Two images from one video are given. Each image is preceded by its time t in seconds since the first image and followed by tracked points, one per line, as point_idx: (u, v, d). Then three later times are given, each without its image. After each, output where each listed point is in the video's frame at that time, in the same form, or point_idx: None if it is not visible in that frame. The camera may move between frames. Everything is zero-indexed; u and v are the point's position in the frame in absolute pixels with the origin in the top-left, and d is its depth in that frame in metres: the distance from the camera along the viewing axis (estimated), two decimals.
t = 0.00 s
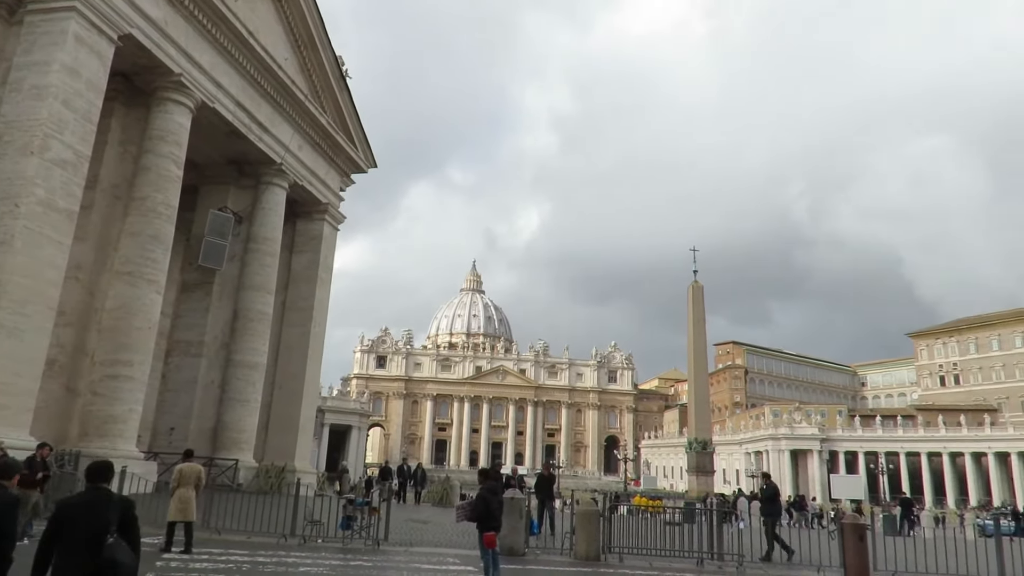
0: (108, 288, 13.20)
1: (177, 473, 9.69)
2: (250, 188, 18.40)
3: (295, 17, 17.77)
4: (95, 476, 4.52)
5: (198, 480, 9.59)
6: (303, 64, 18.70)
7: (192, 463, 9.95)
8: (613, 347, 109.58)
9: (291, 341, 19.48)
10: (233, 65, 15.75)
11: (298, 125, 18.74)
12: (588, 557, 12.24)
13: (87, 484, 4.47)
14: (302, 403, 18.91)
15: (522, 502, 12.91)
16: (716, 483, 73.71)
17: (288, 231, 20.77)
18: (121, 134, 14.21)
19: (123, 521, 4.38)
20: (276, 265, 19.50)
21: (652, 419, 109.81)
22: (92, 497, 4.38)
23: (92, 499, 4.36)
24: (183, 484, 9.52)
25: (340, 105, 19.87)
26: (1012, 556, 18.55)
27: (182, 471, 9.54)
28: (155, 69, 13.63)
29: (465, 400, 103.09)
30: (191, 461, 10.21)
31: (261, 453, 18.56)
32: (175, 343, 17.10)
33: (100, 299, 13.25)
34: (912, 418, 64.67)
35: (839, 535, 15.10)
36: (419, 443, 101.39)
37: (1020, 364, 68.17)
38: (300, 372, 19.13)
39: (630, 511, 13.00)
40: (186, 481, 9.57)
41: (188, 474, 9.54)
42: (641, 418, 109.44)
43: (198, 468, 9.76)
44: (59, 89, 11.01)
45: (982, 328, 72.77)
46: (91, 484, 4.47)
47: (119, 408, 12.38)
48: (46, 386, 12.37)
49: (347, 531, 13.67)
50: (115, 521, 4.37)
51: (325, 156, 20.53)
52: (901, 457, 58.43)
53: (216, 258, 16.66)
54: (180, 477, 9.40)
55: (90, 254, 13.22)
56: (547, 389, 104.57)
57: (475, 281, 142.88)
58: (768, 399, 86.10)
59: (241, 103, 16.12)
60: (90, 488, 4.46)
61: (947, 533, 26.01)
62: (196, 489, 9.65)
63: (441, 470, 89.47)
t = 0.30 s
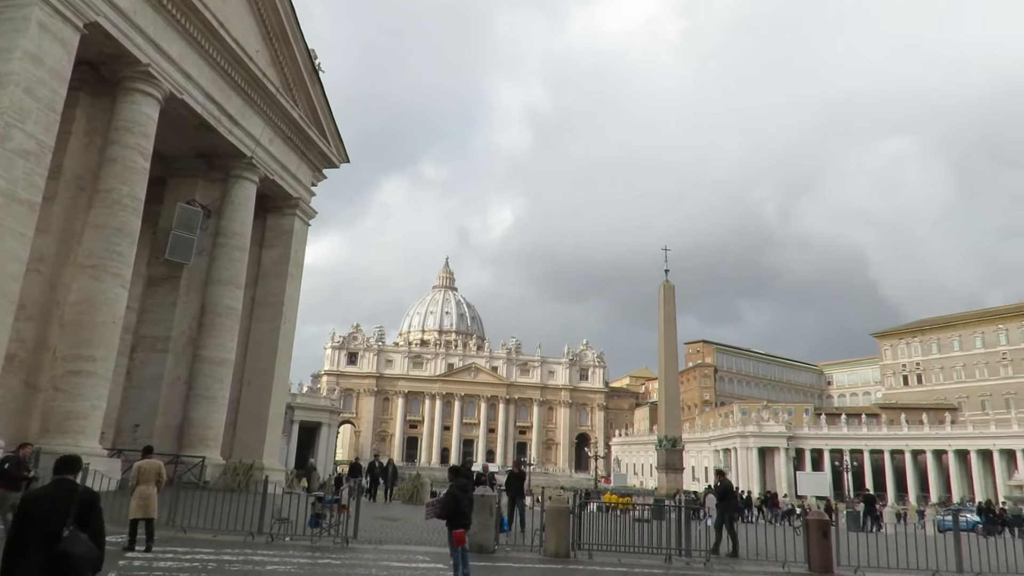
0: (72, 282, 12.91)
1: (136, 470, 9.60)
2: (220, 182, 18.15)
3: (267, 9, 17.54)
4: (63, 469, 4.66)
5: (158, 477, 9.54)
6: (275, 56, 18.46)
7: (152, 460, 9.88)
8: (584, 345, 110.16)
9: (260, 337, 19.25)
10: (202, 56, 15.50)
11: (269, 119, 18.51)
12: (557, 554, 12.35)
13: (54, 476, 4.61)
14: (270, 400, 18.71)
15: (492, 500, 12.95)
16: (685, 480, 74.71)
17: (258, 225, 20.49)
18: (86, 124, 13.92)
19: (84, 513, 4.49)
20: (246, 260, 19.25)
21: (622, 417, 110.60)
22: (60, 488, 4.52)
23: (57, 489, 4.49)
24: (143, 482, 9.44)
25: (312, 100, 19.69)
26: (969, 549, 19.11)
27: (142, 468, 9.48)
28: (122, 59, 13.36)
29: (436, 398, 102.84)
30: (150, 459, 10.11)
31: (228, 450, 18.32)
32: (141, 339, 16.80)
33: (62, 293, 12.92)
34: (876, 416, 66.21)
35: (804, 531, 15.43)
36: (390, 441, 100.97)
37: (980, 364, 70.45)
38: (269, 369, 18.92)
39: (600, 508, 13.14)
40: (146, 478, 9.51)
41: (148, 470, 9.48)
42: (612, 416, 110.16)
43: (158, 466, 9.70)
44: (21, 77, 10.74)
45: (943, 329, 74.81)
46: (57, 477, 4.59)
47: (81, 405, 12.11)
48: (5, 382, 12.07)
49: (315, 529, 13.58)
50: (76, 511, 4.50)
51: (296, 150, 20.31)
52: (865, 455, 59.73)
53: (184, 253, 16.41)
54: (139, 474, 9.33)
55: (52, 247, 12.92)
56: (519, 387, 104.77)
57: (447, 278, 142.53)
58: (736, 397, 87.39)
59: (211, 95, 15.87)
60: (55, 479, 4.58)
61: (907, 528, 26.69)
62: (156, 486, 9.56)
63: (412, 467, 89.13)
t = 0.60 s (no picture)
0: (34, 276, 12.61)
1: (101, 467, 9.50)
2: (189, 175, 17.88)
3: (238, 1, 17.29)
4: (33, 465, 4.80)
5: (121, 474, 9.43)
6: (246, 49, 18.20)
7: (115, 457, 9.76)
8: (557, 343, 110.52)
9: (230, 333, 19.02)
10: (172, 47, 15.25)
11: (240, 112, 18.26)
12: (527, 551, 12.43)
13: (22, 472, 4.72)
14: (239, 397, 18.48)
15: (462, 497, 12.98)
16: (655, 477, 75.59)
17: (228, 220, 20.22)
18: (50, 115, 13.65)
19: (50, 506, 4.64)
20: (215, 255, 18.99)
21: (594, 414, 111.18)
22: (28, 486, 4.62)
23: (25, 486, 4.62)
24: (106, 479, 9.33)
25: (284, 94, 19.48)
26: (931, 545, 19.61)
27: (105, 465, 9.39)
28: (88, 48, 13.07)
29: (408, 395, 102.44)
30: (115, 456, 10.01)
31: (196, 448, 18.06)
32: (106, 335, 16.52)
33: (24, 288, 12.61)
34: (841, 413, 67.63)
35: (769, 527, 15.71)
36: (361, 438, 100.39)
37: (942, 362, 72.43)
38: (239, 365, 18.69)
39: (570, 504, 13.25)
40: (109, 476, 9.40)
41: (111, 467, 9.39)
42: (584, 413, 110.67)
43: (121, 462, 9.61)
44: None
45: (907, 328, 76.63)
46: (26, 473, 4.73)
47: (43, 402, 11.84)
48: None
49: (284, 527, 13.46)
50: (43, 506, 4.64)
51: (268, 145, 20.08)
52: (831, 451, 60.92)
53: (151, 247, 16.14)
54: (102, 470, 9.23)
55: (13, 239, 12.62)
56: (491, 383, 104.72)
57: (420, 275, 141.94)
58: (706, 395, 88.56)
59: (180, 87, 15.61)
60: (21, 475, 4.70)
61: (871, 523, 27.31)
62: (120, 484, 9.44)
63: (382, 465, 88.62)
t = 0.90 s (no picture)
0: None
1: (64, 464, 9.32)
2: (153, 166, 17.53)
3: None
4: None
5: (84, 472, 9.23)
6: (214, 39, 17.89)
7: (78, 455, 9.58)
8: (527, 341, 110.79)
9: (194, 328, 18.71)
10: (137, 36, 14.93)
11: (206, 103, 17.95)
12: (495, 548, 12.48)
13: None
14: (204, 393, 18.20)
15: (429, 495, 12.99)
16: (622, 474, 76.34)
17: (194, 213, 19.88)
18: (8, 101, 13.26)
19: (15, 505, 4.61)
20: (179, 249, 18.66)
21: (563, 412, 111.64)
22: None
23: None
24: (67, 477, 9.15)
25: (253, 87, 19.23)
26: (889, 541, 20.13)
27: (67, 462, 9.18)
28: (48, 35, 12.74)
29: (377, 392, 101.79)
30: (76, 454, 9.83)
31: (158, 444, 17.74)
32: (66, 329, 16.14)
33: None
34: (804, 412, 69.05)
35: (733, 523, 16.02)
36: (329, 435, 99.42)
37: (901, 362, 74.43)
38: (203, 361, 18.41)
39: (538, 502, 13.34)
40: (71, 474, 9.21)
41: (73, 465, 9.19)
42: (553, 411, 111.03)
43: (85, 460, 9.41)
44: None
45: (868, 329, 78.54)
46: None
47: None
48: None
49: (248, 526, 13.30)
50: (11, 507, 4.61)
51: (235, 137, 19.79)
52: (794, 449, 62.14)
53: (114, 240, 15.80)
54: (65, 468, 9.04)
55: None
56: (461, 381, 104.53)
57: (390, 272, 141.07)
58: (674, 393, 89.65)
59: (145, 77, 15.29)
60: None
61: (830, 520, 28.02)
62: (82, 483, 9.26)
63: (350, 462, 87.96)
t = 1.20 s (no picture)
0: None
1: (31, 460, 9.13)
2: (119, 157, 17.15)
3: None
4: None
5: (49, 470, 9.04)
6: (184, 28, 17.55)
7: (45, 451, 9.39)
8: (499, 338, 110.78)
9: (161, 322, 18.37)
10: (103, 22, 14.59)
11: (175, 93, 17.61)
12: (464, 545, 12.52)
13: None
14: (170, 388, 17.89)
15: (400, 492, 12.96)
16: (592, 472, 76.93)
17: (161, 205, 19.50)
18: None
19: None
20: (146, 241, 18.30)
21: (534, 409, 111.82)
22: None
23: None
24: (32, 474, 8.97)
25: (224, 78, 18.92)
26: (851, 538, 20.51)
27: (34, 458, 9.00)
28: (12, 20, 12.39)
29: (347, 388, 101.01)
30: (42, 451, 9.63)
31: (121, 440, 17.42)
32: (26, 322, 15.73)
33: None
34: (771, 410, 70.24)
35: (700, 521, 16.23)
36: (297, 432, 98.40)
37: (866, 362, 76.16)
38: (170, 355, 18.09)
39: (508, 499, 13.39)
40: (36, 471, 9.02)
41: (39, 462, 8.99)
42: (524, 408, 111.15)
43: (52, 457, 9.22)
44: None
45: (834, 330, 80.16)
46: None
47: None
48: None
49: (214, 523, 13.12)
50: None
51: (204, 129, 19.45)
52: (761, 447, 63.18)
53: (77, 231, 15.44)
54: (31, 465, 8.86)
55: None
56: (432, 377, 104.15)
57: (362, 267, 139.94)
58: (644, 391, 90.53)
59: (111, 64, 14.95)
60: None
61: (794, 517, 28.48)
62: (45, 481, 9.08)
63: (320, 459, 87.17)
